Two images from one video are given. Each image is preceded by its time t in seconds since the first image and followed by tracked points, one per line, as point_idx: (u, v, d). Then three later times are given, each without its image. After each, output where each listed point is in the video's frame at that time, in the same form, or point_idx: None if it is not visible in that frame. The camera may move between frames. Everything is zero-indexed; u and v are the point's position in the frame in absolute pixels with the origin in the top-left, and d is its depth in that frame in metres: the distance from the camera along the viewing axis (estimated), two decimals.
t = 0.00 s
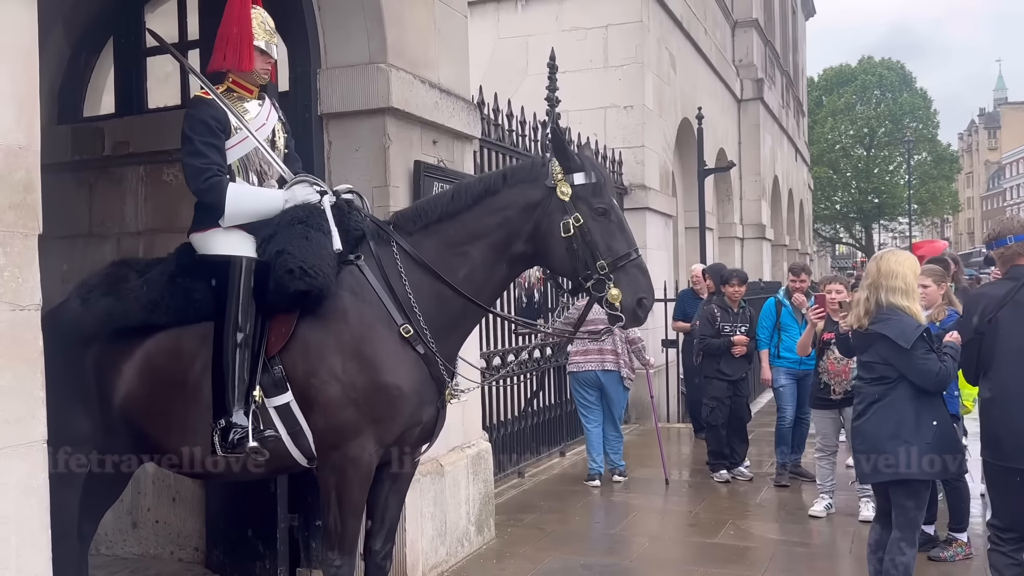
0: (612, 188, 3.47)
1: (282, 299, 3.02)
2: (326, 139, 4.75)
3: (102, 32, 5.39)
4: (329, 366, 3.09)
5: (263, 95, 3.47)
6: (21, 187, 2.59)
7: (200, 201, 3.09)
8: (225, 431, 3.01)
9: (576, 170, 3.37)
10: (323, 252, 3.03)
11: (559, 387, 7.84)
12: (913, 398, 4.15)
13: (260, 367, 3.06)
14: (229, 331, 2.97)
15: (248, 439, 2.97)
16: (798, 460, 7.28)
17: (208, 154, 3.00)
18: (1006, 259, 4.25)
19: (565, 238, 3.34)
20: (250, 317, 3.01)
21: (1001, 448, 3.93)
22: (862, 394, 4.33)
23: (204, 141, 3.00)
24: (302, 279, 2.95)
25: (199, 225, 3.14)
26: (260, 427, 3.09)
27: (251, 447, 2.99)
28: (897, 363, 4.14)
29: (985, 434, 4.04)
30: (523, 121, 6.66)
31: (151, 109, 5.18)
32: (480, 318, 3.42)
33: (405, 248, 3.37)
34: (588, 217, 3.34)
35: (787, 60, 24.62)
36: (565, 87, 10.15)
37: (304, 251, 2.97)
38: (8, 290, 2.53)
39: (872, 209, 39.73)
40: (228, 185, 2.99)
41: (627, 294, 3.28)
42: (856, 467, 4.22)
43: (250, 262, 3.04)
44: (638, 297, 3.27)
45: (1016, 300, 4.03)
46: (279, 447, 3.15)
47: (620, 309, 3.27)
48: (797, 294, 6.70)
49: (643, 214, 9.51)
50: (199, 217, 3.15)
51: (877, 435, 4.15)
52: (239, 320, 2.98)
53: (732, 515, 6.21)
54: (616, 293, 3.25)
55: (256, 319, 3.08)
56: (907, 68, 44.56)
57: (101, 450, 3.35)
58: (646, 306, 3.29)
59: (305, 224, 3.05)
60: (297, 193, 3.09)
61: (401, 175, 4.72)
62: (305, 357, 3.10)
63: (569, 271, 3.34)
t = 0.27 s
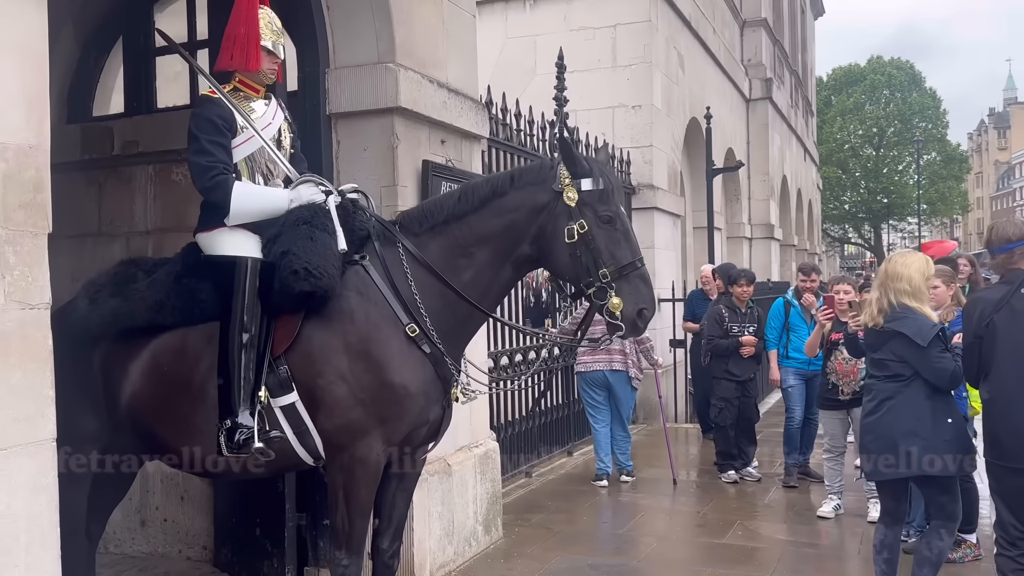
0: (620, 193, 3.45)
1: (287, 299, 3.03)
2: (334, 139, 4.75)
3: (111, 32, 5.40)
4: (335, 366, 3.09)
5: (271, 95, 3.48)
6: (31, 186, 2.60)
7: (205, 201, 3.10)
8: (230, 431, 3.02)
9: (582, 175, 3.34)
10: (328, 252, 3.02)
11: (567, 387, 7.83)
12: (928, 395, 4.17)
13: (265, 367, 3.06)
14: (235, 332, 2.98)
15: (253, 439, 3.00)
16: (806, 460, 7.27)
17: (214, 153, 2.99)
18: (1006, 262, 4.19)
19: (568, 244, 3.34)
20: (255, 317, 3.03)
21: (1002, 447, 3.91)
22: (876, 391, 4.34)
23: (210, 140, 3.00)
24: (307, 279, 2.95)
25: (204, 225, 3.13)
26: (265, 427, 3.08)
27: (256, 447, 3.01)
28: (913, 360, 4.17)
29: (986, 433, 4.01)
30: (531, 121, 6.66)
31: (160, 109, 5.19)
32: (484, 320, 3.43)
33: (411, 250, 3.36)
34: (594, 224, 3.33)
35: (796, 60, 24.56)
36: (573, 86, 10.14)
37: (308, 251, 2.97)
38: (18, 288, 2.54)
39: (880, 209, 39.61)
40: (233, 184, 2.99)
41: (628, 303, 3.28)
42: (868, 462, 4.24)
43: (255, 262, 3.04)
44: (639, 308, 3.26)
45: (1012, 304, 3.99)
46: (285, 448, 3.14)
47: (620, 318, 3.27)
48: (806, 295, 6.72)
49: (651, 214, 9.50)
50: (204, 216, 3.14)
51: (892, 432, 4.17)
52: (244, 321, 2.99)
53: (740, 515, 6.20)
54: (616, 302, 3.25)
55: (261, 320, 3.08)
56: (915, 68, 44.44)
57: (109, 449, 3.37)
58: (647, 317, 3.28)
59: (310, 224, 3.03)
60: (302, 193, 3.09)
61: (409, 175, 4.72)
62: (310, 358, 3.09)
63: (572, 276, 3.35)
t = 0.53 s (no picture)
0: (627, 202, 3.46)
1: (290, 299, 3.03)
2: (339, 138, 4.75)
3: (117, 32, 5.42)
4: (339, 366, 3.09)
5: (274, 95, 3.48)
6: (36, 186, 2.60)
7: (207, 203, 3.10)
8: (233, 431, 3.01)
9: (590, 184, 3.36)
10: (331, 252, 3.03)
11: (571, 386, 7.83)
12: (943, 397, 4.17)
13: (268, 367, 3.06)
14: (238, 332, 2.97)
15: (256, 439, 2.98)
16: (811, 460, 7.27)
17: (216, 154, 3.00)
18: (993, 266, 4.21)
19: (574, 252, 3.35)
20: (258, 317, 3.02)
21: (992, 445, 3.90)
22: (890, 394, 4.34)
23: (212, 141, 3.01)
24: (309, 279, 2.95)
25: (208, 225, 3.14)
26: (268, 428, 3.07)
27: (259, 447, 2.99)
28: (926, 361, 4.18)
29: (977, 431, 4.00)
30: (536, 120, 6.66)
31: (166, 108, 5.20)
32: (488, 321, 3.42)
33: (415, 255, 3.36)
34: (601, 232, 3.33)
35: (802, 60, 24.50)
36: (578, 86, 10.13)
37: (311, 251, 2.97)
38: (23, 287, 2.55)
39: (886, 208, 39.51)
40: (236, 184, 3.00)
41: (632, 312, 3.28)
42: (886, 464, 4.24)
43: (258, 262, 3.04)
44: (644, 317, 3.26)
45: (996, 305, 3.95)
46: (288, 447, 3.13)
47: (623, 327, 3.28)
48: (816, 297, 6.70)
49: (656, 214, 9.49)
50: (207, 216, 3.14)
51: (909, 433, 4.16)
52: (247, 320, 2.98)
53: (744, 516, 6.19)
54: (618, 312, 3.26)
55: (263, 320, 3.08)
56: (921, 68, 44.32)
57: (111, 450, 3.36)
58: (653, 327, 3.28)
59: (312, 224, 3.03)
60: (305, 193, 3.07)
61: (414, 175, 4.72)
62: (313, 358, 3.10)
63: (577, 283, 3.35)
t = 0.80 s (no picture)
0: (636, 214, 3.42)
1: (290, 297, 3.03)
2: (340, 137, 4.75)
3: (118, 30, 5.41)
4: (339, 365, 3.09)
5: (274, 93, 3.48)
6: (36, 183, 2.60)
7: (209, 201, 3.11)
8: (233, 429, 3.01)
9: (599, 195, 3.31)
10: (331, 251, 3.03)
11: (572, 386, 7.83)
12: (953, 395, 4.19)
13: (268, 365, 3.05)
14: (238, 330, 2.97)
15: (256, 437, 2.98)
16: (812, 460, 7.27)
17: (217, 152, 3.00)
18: (995, 266, 4.20)
19: (579, 261, 3.31)
20: (258, 316, 3.02)
21: (992, 442, 3.90)
22: (901, 393, 4.35)
23: (213, 139, 3.01)
24: (309, 278, 2.95)
25: (210, 223, 3.15)
26: (268, 426, 3.06)
27: (259, 446, 2.98)
28: (938, 359, 4.20)
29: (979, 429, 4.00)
30: (537, 119, 6.66)
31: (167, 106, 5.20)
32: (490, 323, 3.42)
33: (420, 260, 3.35)
34: (606, 244, 3.29)
35: (803, 60, 24.50)
36: (580, 85, 10.12)
37: (311, 249, 2.97)
38: (23, 285, 2.55)
39: (887, 208, 39.49)
40: (237, 182, 2.99)
41: (633, 326, 3.24)
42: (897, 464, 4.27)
43: (258, 260, 3.04)
44: (644, 332, 3.22)
45: (1000, 305, 3.98)
46: (288, 446, 3.12)
47: (624, 340, 3.24)
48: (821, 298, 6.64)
49: (658, 213, 9.48)
50: (209, 215, 3.15)
51: (919, 431, 4.18)
52: (247, 319, 2.97)
53: (745, 515, 6.18)
54: (619, 324, 3.22)
55: (263, 319, 3.07)
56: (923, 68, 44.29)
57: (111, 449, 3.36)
58: (651, 342, 3.24)
59: (313, 222, 3.03)
60: (305, 191, 3.06)
61: (415, 174, 4.71)
62: (314, 357, 3.10)
63: (579, 293, 3.32)
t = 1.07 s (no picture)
0: (639, 221, 3.40)
1: (288, 294, 3.04)
2: (338, 135, 4.74)
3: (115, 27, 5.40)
4: (337, 364, 3.08)
5: (272, 91, 3.47)
6: (33, 181, 2.59)
7: (207, 197, 3.10)
8: (231, 427, 3.03)
9: (603, 201, 3.30)
10: (329, 248, 3.02)
11: (569, 385, 7.83)
12: (956, 391, 4.20)
13: (266, 362, 3.06)
14: (236, 327, 2.99)
15: (252, 435, 2.98)
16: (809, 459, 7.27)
17: (215, 148, 3.00)
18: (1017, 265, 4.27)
19: (580, 267, 3.29)
20: (256, 314, 3.03)
21: (1013, 442, 3.99)
22: (904, 389, 4.36)
23: (211, 135, 3.00)
24: (307, 275, 2.94)
25: (206, 220, 3.14)
26: (264, 423, 3.07)
27: (255, 444, 2.99)
28: (942, 356, 4.20)
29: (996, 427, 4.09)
30: (535, 118, 6.65)
31: (164, 104, 5.19)
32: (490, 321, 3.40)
33: (420, 260, 3.34)
34: (607, 251, 3.28)
35: (801, 59, 24.52)
36: (577, 84, 10.12)
37: (308, 246, 2.96)
38: (19, 283, 2.54)
39: (884, 209, 39.56)
40: (235, 179, 2.99)
41: (631, 335, 3.24)
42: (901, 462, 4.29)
43: (256, 257, 3.05)
44: (639, 342, 3.24)
45: None
46: (285, 444, 3.12)
47: (620, 349, 3.23)
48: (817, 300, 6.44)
49: (656, 213, 9.48)
50: (207, 212, 3.14)
51: (922, 428, 4.19)
52: (245, 317, 3.00)
53: (742, 514, 6.19)
54: (618, 332, 3.21)
55: (261, 317, 3.10)
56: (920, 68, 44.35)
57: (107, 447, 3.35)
58: (646, 352, 3.26)
59: (311, 220, 3.02)
60: (304, 188, 3.09)
61: (413, 172, 4.71)
62: (311, 355, 3.09)
63: (579, 298, 3.30)
